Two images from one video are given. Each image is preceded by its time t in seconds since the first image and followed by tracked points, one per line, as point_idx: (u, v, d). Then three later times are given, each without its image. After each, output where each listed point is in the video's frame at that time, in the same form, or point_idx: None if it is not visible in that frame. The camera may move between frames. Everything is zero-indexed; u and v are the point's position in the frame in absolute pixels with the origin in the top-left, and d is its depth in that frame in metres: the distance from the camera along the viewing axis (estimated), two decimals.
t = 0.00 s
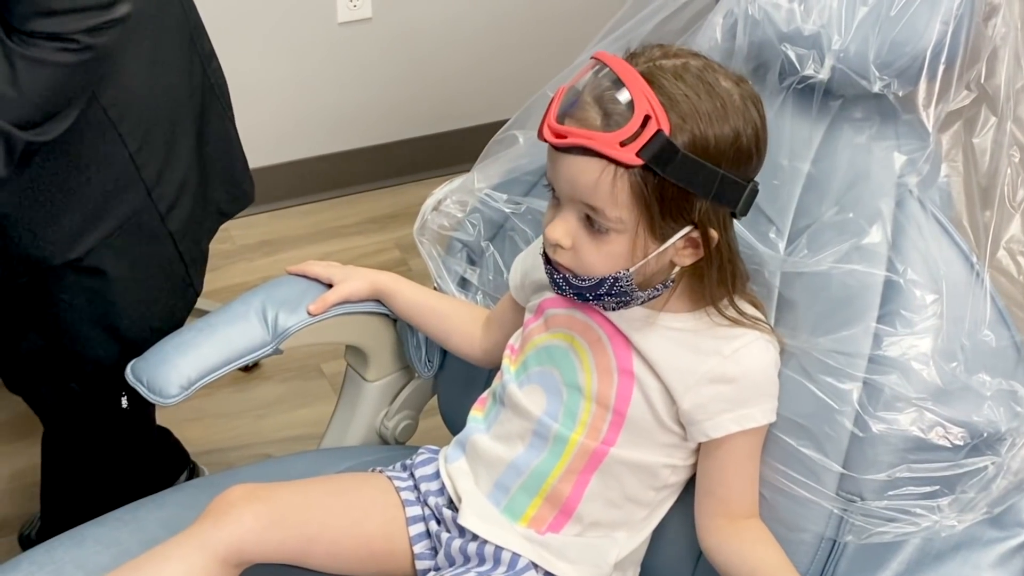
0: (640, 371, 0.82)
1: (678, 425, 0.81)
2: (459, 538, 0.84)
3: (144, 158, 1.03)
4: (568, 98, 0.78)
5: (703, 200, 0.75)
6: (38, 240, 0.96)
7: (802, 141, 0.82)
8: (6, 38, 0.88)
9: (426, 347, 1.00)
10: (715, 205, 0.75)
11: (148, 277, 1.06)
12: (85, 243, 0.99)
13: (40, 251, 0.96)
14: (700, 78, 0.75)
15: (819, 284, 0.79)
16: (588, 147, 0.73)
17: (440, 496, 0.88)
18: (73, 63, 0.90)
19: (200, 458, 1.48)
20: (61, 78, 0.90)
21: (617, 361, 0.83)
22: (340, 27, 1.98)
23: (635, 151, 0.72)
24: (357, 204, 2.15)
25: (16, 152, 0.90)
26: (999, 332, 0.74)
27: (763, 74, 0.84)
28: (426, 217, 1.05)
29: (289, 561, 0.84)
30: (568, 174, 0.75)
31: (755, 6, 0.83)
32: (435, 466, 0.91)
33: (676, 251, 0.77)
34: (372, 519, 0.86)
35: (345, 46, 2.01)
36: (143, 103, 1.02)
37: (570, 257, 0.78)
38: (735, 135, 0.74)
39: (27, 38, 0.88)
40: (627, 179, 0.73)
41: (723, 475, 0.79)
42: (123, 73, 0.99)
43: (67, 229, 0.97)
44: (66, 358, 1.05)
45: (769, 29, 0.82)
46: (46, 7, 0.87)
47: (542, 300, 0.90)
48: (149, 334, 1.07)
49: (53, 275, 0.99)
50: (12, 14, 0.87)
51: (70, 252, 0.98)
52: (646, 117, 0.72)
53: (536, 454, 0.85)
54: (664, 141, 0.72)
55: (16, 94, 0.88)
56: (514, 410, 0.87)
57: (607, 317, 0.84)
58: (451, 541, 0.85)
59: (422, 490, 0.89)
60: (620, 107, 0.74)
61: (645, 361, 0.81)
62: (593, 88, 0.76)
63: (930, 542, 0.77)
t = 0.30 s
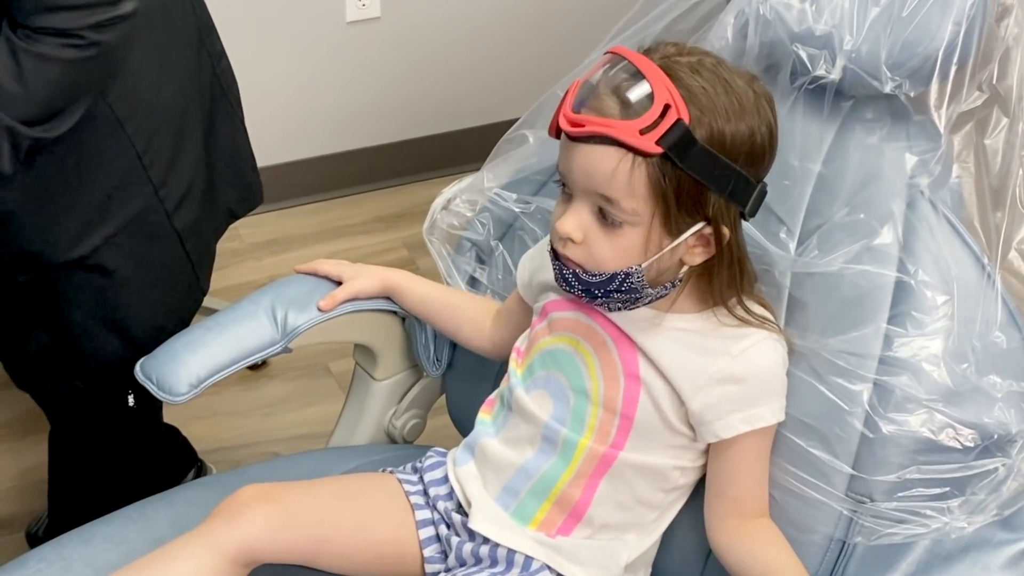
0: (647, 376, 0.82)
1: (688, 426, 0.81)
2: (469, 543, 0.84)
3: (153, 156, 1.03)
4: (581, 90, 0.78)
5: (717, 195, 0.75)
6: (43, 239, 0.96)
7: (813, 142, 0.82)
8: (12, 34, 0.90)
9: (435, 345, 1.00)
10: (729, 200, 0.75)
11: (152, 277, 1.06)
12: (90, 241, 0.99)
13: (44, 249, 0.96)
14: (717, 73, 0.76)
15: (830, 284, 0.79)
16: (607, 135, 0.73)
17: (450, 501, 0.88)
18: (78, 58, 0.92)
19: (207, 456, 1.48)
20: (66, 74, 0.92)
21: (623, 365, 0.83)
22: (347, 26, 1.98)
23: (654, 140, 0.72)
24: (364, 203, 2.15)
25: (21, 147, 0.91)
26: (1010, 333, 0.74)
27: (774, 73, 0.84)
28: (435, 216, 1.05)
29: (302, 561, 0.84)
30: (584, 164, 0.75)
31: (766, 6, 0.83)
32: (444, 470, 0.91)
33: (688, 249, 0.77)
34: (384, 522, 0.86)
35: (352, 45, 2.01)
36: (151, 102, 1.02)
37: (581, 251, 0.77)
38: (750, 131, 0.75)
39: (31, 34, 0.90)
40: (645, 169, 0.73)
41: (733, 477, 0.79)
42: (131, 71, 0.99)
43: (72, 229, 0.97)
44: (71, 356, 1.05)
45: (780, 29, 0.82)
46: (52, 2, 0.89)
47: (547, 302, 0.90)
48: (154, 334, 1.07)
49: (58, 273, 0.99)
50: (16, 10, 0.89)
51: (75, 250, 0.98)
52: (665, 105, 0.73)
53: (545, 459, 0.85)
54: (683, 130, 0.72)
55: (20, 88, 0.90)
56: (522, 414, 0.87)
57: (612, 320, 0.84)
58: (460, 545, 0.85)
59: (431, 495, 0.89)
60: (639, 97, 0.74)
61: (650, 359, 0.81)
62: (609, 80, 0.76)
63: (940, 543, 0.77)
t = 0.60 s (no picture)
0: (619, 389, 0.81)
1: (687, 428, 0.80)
2: (487, 535, 0.85)
3: (157, 156, 1.03)
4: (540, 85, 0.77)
5: (665, 209, 0.73)
6: (48, 239, 0.96)
7: (818, 143, 0.82)
8: (16, 34, 0.88)
9: (437, 343, 1.00)
10: (677, 215, 0.73)
11: (159, 276, 1.06)
12: (96, 240, 0.99)
13: (49, 248, 0.97)
14: (678, 80, 0.73)
15: (834, 285, 0.79)
16: (549, 135, 0.72)
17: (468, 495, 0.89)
18: (82, 60, 0.90)
19: (213, 455, 1.49)
20: (70, 75, 0.90)
21: (592, 385, 0.83)
22: (353, 26, 1.98)
23: (597, 145, 0.70)
24: (369, 202, 2.15)
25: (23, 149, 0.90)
26: (1015, 334, 0.74)
27: (778, 74, 0.84)
28: (438, 213, 1.05)
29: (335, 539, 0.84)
30: (527, 164, 0.74)
31: (770, 7, 0.83)
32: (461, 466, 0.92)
33: (635, 259, 0.76)
34: (418, 512, 0.88)
35: (358, 45, 2.01)
36: (156, 102, 1.02)
37: (522, 251, 0.77)
38: (708, 144, 0.72)
39: (35, 34, 0.88)
40: (586, 174, 0.72)
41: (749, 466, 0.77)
42: (135, 72, 0.99)
43: (77, 227, 0.98)
44: (77, 352, 1.05)
45: (785, 30, 0.82)
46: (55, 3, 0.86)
47: (517, 317, 0.90)
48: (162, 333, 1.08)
49: (62, 271, 0.99)
50: (20, 10, 0.87)
51: (80, 249, 0.98)
52: (613, 110, 0.71)
53: (539, 475, 0.86)
54: (626, 137, 0.70)
55: (23, 90, 0.88)
56: (512, 432, 0.88)
57: (577, 337, 0.84)
58: (479, 534, 0.85)
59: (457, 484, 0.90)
60: (588, 99, 0.72)
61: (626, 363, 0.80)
62: (566, 77, 0.75)
63: (946, 546, 0.76)
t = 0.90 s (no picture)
0: (562, 408, 0.81)
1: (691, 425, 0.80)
2: (476, 541, 0.86)
3: (163, 156, 1.03)
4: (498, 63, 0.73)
5: (613, 207, 0.70)
6: (53, 237, 0.96)
7: (823, 139, 0.81)
8: (11, 36, 0.88)
9: (443, 338, 1.00)
10: (625, 214, 0.70)
11: (163, 275, 1.06)
12: (100, 239, 1.00)
13: (53, 247, 0.97)
14: (636, 72, 0.70)
15: (840, 281, 0.79)
16: (494, 116, 0.69)
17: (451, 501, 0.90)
18: (76, 64, 0.90)
19: (217, 453, 1.49)
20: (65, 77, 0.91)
21: (537, 403, 0.82)
22: (357, 25, 1.98)
23: (540, 131, 0.67)
24: (372, 201, 2.15)
25: (14, 152, 0.91)
26: (1021, 331, 0.73)
27: (783, 71, 0.84)
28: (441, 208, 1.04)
29: (323, 527, 0.87)
30: (472, 145, 0.71)
31: (775, 4, 0.83)
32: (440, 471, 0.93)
33: (580, 257, 0.74)
34: (406, 500, 0.90)
35: (362, 44, 2.01)
36: (161, 101, 1.02)
37: (464, 237, 0.74)
38: (662, 143, 0.69)
39: (30, 37, 0.88)
40: (530, 162, 0.69)
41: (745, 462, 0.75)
42: (140, 70, 0.99)
43: (81, 226, 0.98)
44: (81, 352, 1.05)
45: (790, 27, 0.82)
46: (44, 7, 0.87)
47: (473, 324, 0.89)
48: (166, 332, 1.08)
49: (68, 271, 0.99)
50: (15, 12, 0.88)
51: (83, 248, 0.99)
52: (562, 96, 0.67)
53: (503, 492, 0.86)
54: (571, 125, 0.67)
55: (17, 92, 0.89)
56: (475, 448, 0.88)
57: (524, 350, 0.83)
58: (468, 540, 0.87)
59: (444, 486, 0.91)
60: (539, 82, 0.69)
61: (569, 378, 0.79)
62: (523, 57, 0.72)
63: (951, 543, 0.77)
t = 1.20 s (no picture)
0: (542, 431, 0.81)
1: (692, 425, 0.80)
2: (470, 543, 0.86)
3: (164, 157, 1.03)
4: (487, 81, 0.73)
5: (598, 234, 0.70)
6: (53, 240, 0.96)
7: (824, 138, 0.81)
8: None
9: (444, 337, 0.99)
10: (609, 241, 0.70)
11: (164, 276, 1.06)
12: (102, 240, 0.99)
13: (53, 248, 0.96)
14: (625, 97, 0.69)
15: (841, 280, 0.79)
16: (478, 136, 0.69)
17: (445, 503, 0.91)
18: (65, 71, 0.90)
19: (219, 452, 1.49)
20: (50, 86, 0.90)
21: (520, 421, 0.83)
22: (359, 25, 1.98)
23: (524, 155, 0.67)
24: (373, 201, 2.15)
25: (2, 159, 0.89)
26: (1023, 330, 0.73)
27: (784, 70, 0.84)
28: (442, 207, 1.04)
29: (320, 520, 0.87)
30: (456, 164, 0.71)
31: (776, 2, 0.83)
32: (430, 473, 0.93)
33: (562, 279, 0.73)
34: (401, 493, 0.90)
35: (364, 43, 2.01)
36: (163, 103, 1.02)
37: (447, 253, 0.74)
38: (650, 169, 0.69)
39: (18, 43, 0.88)
40: (511, 186, 0.69)
41: (748, 460, 0.75)
42: (142, 72, 0.99)
43: (83, 226, 0.98)
44: (81, 354, 1.05)
45: (791, 26, 0.82)
46: (37, 12, 0.87)
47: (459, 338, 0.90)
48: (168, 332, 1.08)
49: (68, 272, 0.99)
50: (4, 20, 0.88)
51: (84, 249, 0.98)
52: (548, 120, 0.67)
53: (489, 507, 0.87)
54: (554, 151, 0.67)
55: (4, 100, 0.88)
56: (462, 464, 0.89)
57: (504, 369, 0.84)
58: (462, 542, 0.87)
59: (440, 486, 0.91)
60: (525, 104, 0.69)
61: (549, 405, 0.80)
62: (512, 76, 0.71)
63: (953, 543, 0.77)
